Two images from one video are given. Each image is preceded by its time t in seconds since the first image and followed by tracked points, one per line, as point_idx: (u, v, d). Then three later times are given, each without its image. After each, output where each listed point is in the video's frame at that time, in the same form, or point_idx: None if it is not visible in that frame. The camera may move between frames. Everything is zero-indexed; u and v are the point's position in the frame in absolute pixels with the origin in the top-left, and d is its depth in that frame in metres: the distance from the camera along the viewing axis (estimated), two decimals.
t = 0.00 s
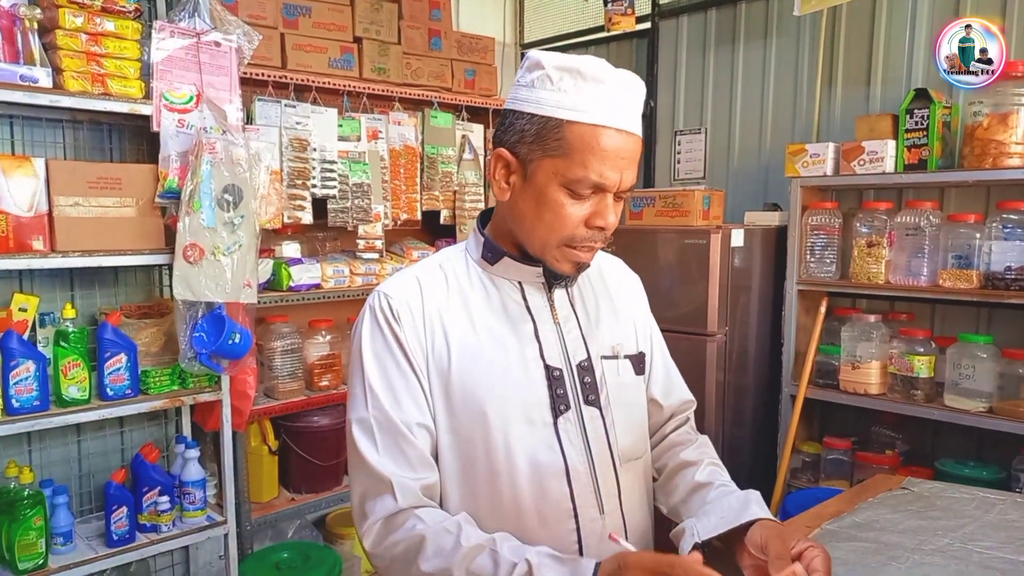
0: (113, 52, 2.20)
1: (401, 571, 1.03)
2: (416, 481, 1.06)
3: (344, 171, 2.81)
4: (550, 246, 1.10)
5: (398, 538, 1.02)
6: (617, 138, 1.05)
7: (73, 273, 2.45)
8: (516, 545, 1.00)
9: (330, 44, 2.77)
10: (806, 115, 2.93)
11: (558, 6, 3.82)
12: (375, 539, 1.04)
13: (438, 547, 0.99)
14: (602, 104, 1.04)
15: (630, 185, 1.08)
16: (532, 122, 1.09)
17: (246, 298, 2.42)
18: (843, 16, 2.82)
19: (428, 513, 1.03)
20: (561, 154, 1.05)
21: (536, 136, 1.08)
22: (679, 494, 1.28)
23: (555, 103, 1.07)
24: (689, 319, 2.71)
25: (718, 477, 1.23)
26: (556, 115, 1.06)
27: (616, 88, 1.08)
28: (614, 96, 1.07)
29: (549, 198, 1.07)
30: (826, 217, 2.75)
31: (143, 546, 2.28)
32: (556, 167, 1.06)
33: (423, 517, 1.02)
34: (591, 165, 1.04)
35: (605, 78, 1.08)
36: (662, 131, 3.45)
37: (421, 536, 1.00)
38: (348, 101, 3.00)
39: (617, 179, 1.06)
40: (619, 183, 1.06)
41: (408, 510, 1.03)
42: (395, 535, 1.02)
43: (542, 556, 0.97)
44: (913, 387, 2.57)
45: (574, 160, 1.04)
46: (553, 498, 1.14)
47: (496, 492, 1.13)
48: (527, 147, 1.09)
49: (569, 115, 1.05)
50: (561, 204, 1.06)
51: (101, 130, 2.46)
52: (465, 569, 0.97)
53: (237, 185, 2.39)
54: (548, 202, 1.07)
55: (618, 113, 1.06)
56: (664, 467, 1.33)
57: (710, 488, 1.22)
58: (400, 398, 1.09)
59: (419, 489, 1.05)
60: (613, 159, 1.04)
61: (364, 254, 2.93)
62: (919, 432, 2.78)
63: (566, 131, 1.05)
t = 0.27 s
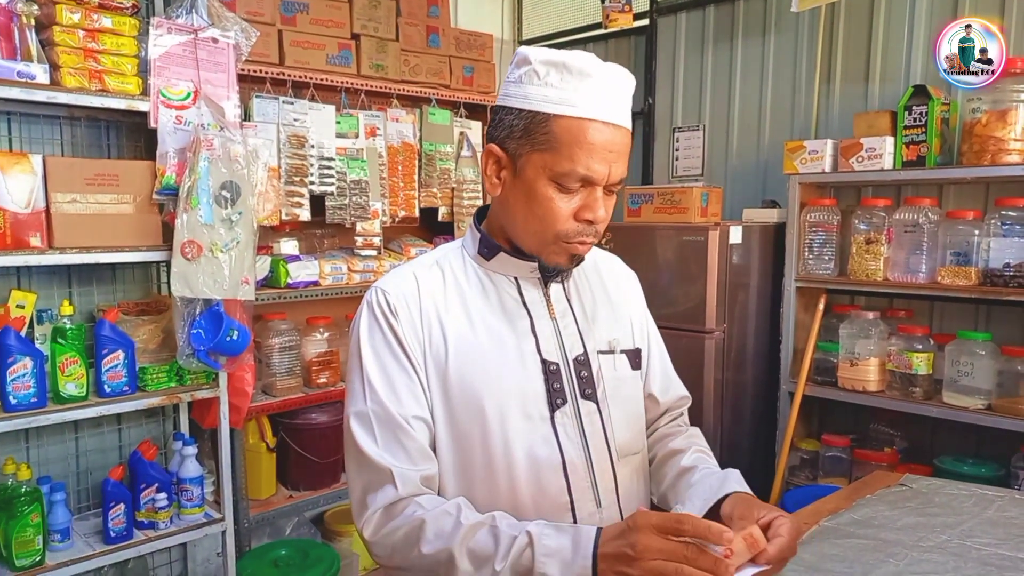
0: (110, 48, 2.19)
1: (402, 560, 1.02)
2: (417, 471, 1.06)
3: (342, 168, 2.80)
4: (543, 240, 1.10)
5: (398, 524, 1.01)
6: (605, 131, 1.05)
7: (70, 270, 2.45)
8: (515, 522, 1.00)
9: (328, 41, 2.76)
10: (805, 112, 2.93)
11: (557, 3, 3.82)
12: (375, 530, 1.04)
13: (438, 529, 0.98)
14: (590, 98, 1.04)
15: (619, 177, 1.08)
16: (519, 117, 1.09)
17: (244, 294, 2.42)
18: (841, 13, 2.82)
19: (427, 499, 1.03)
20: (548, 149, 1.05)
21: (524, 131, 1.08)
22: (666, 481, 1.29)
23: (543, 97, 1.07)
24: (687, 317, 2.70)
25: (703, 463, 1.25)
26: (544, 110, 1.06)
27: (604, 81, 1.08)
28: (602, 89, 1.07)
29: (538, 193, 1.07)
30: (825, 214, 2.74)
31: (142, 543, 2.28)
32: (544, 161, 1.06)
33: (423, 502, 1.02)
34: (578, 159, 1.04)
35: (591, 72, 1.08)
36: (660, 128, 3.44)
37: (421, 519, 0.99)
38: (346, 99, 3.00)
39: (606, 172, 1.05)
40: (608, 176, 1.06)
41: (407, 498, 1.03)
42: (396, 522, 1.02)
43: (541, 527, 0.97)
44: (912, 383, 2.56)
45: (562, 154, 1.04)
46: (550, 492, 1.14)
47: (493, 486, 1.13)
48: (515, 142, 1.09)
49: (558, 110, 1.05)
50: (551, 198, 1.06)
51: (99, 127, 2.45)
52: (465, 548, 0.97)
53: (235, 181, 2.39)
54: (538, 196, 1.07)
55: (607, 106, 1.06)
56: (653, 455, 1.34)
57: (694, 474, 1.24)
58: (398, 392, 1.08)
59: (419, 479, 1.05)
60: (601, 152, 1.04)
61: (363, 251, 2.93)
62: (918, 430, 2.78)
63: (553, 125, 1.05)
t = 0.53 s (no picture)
0: (102, 46, 2.18)
1: (391, 559, 1.02)
2: (407, 470, 1.05)
3: (336, 167, 2.80)
4: (535, 239, 1.10)
5: (387, 523, 1.01)
6: (594, 129, 1.04)
7: (62, 269, 2.43)
8: (505, 523, 1.00)
9: (323, 39, 2.75)
10: (799, 111, 2.94)
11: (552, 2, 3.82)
12: (364, 528, 1.03)
13: (428, 528, 0.98)
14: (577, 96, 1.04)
15: (610, 175, 1.07)
16: (509, 115, 1.09)
17: (237, 294, 2.41)
18: (836, 13, 2.83)
19: (416, 497, 1.03)
20: (538, 146, 1.05)
21: (514, 129, 1.08)
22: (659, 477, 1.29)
23: (532, 95, 1.06)
24: (682, 316, 2.71)
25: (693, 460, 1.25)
26: (533, 108, 1.06)
27: (593, 79, 1.08)
28: (591, 86, 1.06)
29: (528, 191, 1.06)
30: (819, 213, 2.75)
31: (134, 544, 2.26)
32: (534, 159, 1.05)
33: (412, 501, 1.02)
34: (568, 157, 1.03)
35: (580, 69, 1.07)
36: (655, 127, 3.45)
37: (410, 519, 0.99)
38: (341, 97, 2.99)
39: (596, 169, 1.04)
40: (598, 174, 1.05)
41: (398, 497, 1.02)
42: (385, 520, 1.01)
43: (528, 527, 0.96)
44: (907, 382, 2.58)
45: (551, 151, 1.04)
46: (542, 491, 1.13)
47: (485, 486, 1.12)
48: (506, 140, 1.09)
49: (546, 108, 1.05)
50: (541, 196, 1.05)
51: (91, 125, 2.43)
52: (454, 548, 0.96)
53: (228, 180, 2.38)
54: (528, 194, 1.06)
55: (595, 104, 1.05)
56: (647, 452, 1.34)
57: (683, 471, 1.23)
58: (390, 391, 1.08)
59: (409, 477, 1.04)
60: (591, 149, 1.04)
61: (357, 250, 2.92)
62: (911, 428, 2.79)
63: (542, 123, 1.05)
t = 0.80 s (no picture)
0: (94, 42, 2.16)
1: (376, 555, 1.01)
2: (391, 467, 1.04)
3: (330, 165, 2.79)
4: (524, 235, 1.09)
5: (367, 519, 1.00)
6: (579, 124, 1.04)
7: (53, 267, 2.42)
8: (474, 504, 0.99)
9: (316, 37, 2.74)
10: (792, 110, 2.94)
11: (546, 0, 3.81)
12: (350, 526, 1.02)
13: (404, 522, 0.97)
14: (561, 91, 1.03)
15: (598, 169, 1.07)
16: (496, 112, 1.09)
17: (230, 291, 2.40)
18: (829, 12, 2.83)
19: (399, 490, 1.01)
20: (524, 142, 1.05)
21: (501, 126, 1.08)
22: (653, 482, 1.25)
23: (517, 91, 1.06)
24: (676, 315, 2.71)
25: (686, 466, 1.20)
26: (518, 104, 1.06)
27: (578, 74, 1.07)
28: (576, 81, 1.06)
29: (515, 187, 1.06)
30: (812, 213, 2.76)
31: (126, 543, 2.25)
32: (520, 154, 1.05)
33: (394, 495, 1.00)
34: (553, 152, 1.03)
35: (565, 64, 1.07)
36: (649, 126, 3.45)
37: (387, 514, 0.98)
38: (334, 95, 2.98)
39: (583, 164, 1.04)
40: (585, 169, 1.05)
41: (383, 490, 1.01)
42: (369, 518, 0.99)
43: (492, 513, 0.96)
44: (897, 381, 2.59)
45: (537, 147, 1.03)
46: (532, 489, 1.12)
47: (475, 485, 1.11)
48: (493, 137, 1.09)
49: (530, 103, 1.05)
50: (528, 192, 1.05)
51: (82, 122, 2.42)
52: (429, 537, 0.96)
53: (221, 177, 2.37)
54: (515, 191, 1.06)
55: (580, 98, 1.05)
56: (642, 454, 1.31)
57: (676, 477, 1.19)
58: (380, 390, 1.07)
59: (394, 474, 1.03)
60: (577, 144, 1.04)
61: (351, 248, 2.92)
62: (903, 427, 2.80)
63: (528, 118, 1.05)
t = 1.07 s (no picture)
0: (86, 41, 2.15)
1: (340, 535, 1.00)
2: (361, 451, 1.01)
3: (324, 164, 2.78)
4: (513, 232, 1.08)
5: (333, 499, 0.99)
6: (569, 121, 1.04)
7: (45, 266, 2.41)
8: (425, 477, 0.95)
9: (310, 36, 2.73)
10: (786, 110, 2.95)
11: None
12: (320, 506, 1.01)
13: (358, 500, 0.95)
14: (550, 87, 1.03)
15: (588, 168, 1.07)
16: (486, 110, 1.09)
17: (223, 291, 2.40)
18: (823, 12, 2.84)
19: (362, 469, 0.99)
20: (514, 140, 1.05)
21: (490, 125, 1.08)
22: (648, 495, 1.21)
23: (506, 90, 1.06)
24: (670, 314, 2.71)
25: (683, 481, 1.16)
26: (507, 102, 1.06)
27: (568, 71, 1.07)
28: (564, 78, 1.06)
29: (505, 184, 1.05)
30: (805, 212, 2.76)
31: (118, 544, 2.24)
32: (510, 152, 1.05)
33: (356, 475, 0.98)
34: (543, 149, 1.03)
35: (553, 61, 1.07)
36: (644, 125, 3.45)
37: (344, 492, 0.97)
38: (328, 94, 2.97)
39: (573, 162, 1.04)
40: (575, 166, 1.05)
41: (349, 470, 0.99)
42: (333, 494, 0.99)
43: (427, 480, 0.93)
44: (891, 379, 2.60)
45: (527, 144, 1.03)
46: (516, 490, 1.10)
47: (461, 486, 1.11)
48: (483, 135, 1.08)
49: (520, 101, 1.04)
50: (517, 188, 1.04)
51: (75, 121, 2.41)
52: (374, 510, 0.94)
53: (214, 177, 2.36)
54: (505, 188, 1.05)
55: (569, 95, 1.05)
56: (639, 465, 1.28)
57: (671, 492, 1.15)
58: (369, 379, 1.06)
59: (364, 455, 1.00)
60: (567, 142, 1.04)
61: (345, 248, 2.91)
62: (897, 426, 2.81)
63: (517, 116, 1.05)
